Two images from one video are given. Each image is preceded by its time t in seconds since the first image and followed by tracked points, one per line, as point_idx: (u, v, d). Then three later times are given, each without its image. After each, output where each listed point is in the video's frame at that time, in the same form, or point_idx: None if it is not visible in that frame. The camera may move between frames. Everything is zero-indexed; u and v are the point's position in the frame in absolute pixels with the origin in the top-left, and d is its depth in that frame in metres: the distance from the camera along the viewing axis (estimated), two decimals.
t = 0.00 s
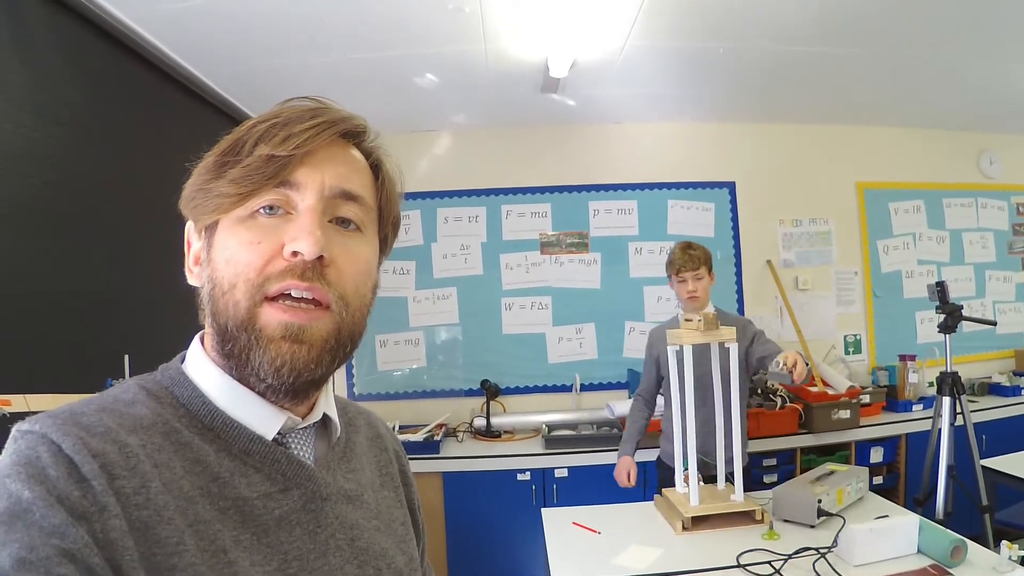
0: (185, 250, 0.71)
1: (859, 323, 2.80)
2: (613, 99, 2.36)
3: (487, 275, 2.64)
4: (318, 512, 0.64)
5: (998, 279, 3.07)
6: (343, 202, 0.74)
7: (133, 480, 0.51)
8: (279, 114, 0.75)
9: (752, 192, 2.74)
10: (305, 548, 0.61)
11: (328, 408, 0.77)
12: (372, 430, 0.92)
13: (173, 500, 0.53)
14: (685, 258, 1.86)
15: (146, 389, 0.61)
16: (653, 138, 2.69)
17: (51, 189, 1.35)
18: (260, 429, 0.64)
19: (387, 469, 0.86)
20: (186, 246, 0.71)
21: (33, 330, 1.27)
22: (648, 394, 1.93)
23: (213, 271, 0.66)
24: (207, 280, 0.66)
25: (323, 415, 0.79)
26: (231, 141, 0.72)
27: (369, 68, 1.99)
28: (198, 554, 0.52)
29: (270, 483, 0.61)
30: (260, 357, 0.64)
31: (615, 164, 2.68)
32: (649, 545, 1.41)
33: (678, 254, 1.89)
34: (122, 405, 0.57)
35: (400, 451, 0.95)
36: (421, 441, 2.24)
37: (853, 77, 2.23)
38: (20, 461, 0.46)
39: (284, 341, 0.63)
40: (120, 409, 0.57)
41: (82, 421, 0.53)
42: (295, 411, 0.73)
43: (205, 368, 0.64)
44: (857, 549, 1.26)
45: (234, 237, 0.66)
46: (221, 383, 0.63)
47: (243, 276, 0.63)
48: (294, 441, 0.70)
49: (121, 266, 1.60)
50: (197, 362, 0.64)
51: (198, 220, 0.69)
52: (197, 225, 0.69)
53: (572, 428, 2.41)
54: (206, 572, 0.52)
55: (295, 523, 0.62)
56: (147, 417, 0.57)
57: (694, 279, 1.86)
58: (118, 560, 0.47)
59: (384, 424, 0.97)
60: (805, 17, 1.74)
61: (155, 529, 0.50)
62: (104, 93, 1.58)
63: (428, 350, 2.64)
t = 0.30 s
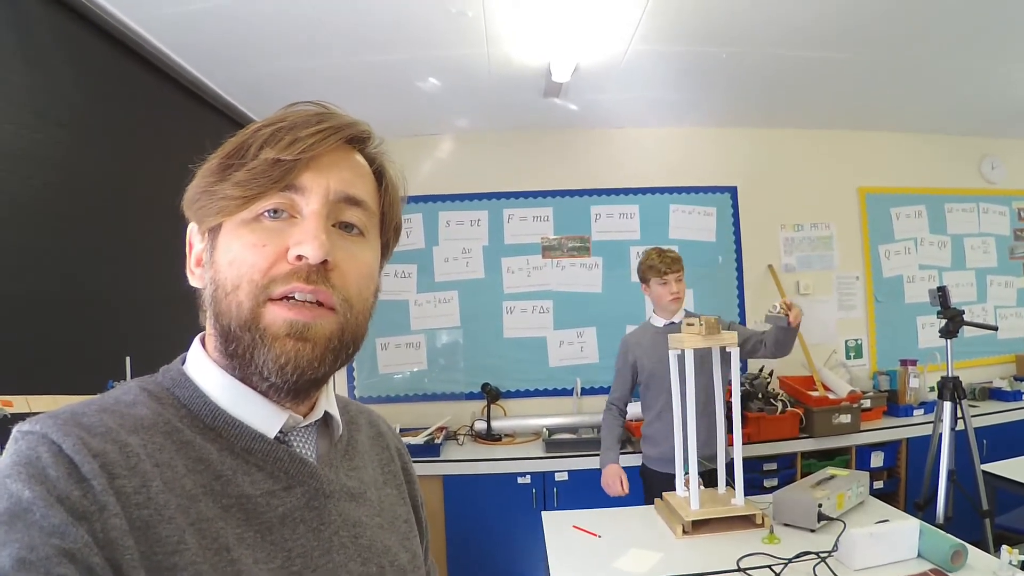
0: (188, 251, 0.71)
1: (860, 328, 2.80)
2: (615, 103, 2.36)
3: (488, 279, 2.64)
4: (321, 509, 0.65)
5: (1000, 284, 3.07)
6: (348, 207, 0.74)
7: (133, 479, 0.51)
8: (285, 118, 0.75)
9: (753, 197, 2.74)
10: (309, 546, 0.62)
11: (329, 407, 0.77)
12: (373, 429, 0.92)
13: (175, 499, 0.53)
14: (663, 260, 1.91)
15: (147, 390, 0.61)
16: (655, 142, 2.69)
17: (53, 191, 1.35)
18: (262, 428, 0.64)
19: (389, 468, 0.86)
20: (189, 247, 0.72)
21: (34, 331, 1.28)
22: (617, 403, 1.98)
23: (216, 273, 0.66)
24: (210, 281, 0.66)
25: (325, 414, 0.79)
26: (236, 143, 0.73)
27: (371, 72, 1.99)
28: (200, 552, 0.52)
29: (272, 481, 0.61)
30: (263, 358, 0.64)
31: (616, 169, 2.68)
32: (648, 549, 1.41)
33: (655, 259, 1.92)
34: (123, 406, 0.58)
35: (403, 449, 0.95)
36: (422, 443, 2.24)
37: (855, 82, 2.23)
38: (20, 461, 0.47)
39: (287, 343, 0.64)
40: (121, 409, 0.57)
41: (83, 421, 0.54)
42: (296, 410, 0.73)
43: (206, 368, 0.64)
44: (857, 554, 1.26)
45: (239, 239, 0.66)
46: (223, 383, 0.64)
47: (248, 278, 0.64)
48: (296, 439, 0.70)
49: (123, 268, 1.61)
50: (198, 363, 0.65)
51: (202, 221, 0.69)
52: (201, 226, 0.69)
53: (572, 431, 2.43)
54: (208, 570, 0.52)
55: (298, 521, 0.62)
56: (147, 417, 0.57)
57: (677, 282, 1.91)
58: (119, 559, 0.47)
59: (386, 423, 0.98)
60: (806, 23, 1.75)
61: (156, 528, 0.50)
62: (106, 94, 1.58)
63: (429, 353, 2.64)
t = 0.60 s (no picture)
0: (190, 246, 0.71)
1: (862, 327, 2.79)
2: (618, 101, 2.36)
3: (489, 276, 2.64)
4: (320, 509, 0.65)
5: (1002, 285, 3.06)
6: (352, 208, 0.74)
7: (133, 479, 0.51)
8: (292, 118, 0.76)
9: (755, 196, 2.74)
10: (308, 545, 0.61)
11: (328, 406, 0.77)
12: (372, 428, 0.92)
13: (174, 499, 0.53)
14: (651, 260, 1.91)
15: (146, 389, 0.61)
16: (658, 140, 2.69)
17: (54, 186, 1.35)
18: (261, 427, 0.64)
19: (389, 467, 0.86)
20: (191, 242, 0.72)
21: (36, 326, 1.28)
22: (616, 404, 1.98)
23: (219, 270, 0.66)
24: (212, 278, 0.66)
25: (324, 413, 0.79)
26: (243, 141, 0.73)
27: (373, 69, 1.99)
28: (199, 552, 0.52)
29: (271, 481, 0.61)
30: (265, 357, 0.64)
31: (619, 167, 2.68)
32: (649, 547, 1.41)
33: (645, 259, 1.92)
34: (122, 405, 0.58)
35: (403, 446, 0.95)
36: (424, 441, 2.24)
37: (858, 81, 2.22)
38: (19, 460, 0.47)
39: (289, 342, 0.64)
40: (120, 408, 0.57)
41: (82, 420, 0.54)
42: (294, 409, 0.73)
43: (206, 367, 0.64)
44: (858, 554, 1.25)
45: (243, 237, 0.66)
46: (223, 383, 0.64)
47: (251, 276, 0.64)
48: (295, 439, 0.70)
49: (125, 263, 1.61)
50: (197, 362, 0.65)
51: (206, 218, 0.69)
52: (205, 223, 0.69)
53: (574, 429, 2.43)
54: (207, 570, 0.52)
55: (297, 520, 0.62)
56: (147, 416, 0.57)
57: (668, 280, 1.91)
58: (118, 559, 0.47)
59: (385, 421, 0.97)
60: (809, 22, 1.75)
61: (155, 528, 0.50)
62: (108, 90, 1.59)
63: (431, 350, 2.64)
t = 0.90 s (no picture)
0: (190, 246, 0.71)
1: (859, 326, 2.80)
2: (616, 101, 2.36)
3: (487, 276, 2.64)
4: (318, 510, 0.64)
5: (999, 283, 3.07)
6: (353, 210, 0.74)
7: (131, 480, 0.51)
8: (294, 118, 0.76)
9: (753, 196, 2.74)
10: (306, 547, 0.61)
11: (327, 408, 0.77)
12: (371, 429, 0.92)
13: (172, 500, 0.53)
14: (647, 257, 1.92)
15: (144, 390, 0.61)
16: (656, 141, 2.69)
17: (52, 188, 1.35)
18: (259, 428, 0.64)
19: (388, 468, 0.86)
20: (191, 243, 0.71)
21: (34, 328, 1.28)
22: (617, 405, 1.97)
23: (219, 270, 0.66)
24: (212, 278, 0.66)
25: (322, 414, 0.79)
26: (244, 141, 0.73)
27: (371, 69, 1.99)
28: (197, 553, 0.52)
29: (269, 482, 0.61)
30: (265, 359, 0.64)
31: (616, 167, 2.68)
32: (648, 547, 1.41)
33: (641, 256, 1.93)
34: (120, 406, 0.57)
35: (402, 447, 0.95)
36: (422, 442, 2.24)
37: (857, 81, 2.22)
38: (17, 461, 0.47)
39: (289, 344, 0.63)
40: (118, 409, 0.57)
41: (80, 421, 0.54)
42: (293, 410, 0.72)
43: (204, 368, 0.64)
44: (857, 553, 1.25)
45: (243, 238, 0.66)
46: (221, 383, 0.64)
47: (251, 278, 0.64)
48: (293, 439, 0.70)
49: (122, 265, 1.60)
50: (196, 363, 0.64)
51: (206, 218, 0.69)
52: (205, 223, 0.69)
53: (572, 430, 2.43)
54: (205, 571, 0.52)
55: (295, 521, 0.62)
56: (145, 417, 0.57)
57: (665, 280, 1.91)
58: (116, 560, 0.47)
59: (384, 422, 0.97)
60: (808, 21, 1.75)
61: (153, 529, 0.50)
62: (105, 91, 1.58)
63: (429, 351, 2.64)
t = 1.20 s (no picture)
0: (189, 248, 0.71)
1: (859, 323, 2.80)
2: (614, 99, 2.37)
3: (486, 275, 2.64)
4: (318, 511, 0.64)
5: (998, 279, 3.07)
6: (352, 212, 0.74)
7: (132, 480, 0.51)
8: (292, 119, 0.75)
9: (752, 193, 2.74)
10: (306, 548, 0.61)
11: (328, 409, 0.77)
12: (372, 430, 0.92)
13: (173, 500, 0.53)
14: (652, 254, 1.91)
15: (144, 390, 0.61)
16: (654, 138, 2.69)
17: (51, 189, 1.35)
18: (260, 429, 0.64)
19: (389, 469, 0.86)
20: (190, 244, 0.71)
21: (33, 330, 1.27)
22: (620, 403, 1.96)
23: (218, 273, 0.66)
24: (211, 281, 0.66)
25: (323, 416, 0.79)
26: (242, 143, 0.73)
27: (369, 68, 1.99)
28: (197, 554, 0.52)
29: (269, 483, 0.61)
30: (263, 362, 0.64)
31: (615, 165, 2.68)
32: (649, 545, 1.41)
33: (645, 252, 1.92)
34: (121, 406, 0.57)
35: (403, 447, 0.95)
36: (422, 441, 2.24)
37: (855, 78, 2.22)
38: (18, 461, 0.47)
39: (287, 348, 0.64)
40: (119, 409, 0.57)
41: (81, 421, 0.53)
42: (293, 411, 0.73)
43: (204, 369, 0.64)
44: (858, 550, 1.25)
45: (242, 240, 0.66)
46: (221, 384, 0.63)
47: (248, 281, 0.64)
48: (294, 441, 0.70)
49: (121, 266, 1.60)
50: (196, 363, 0.64)
51: (204, 220, 0.69)
52: (203, 225, 0.69)
53: (572, 428, 2.43)
54: (205, 572, 0.52)
55: (295, 522, 0.62)
56: (145, 418, 0.57)
57: (670, 278, 1.91)
58: (117, 560, 0.47)
59: (385, 423, 0.97)
60: (806, 18, 1.75)
61: (154, 529, 0.50)
62: (103, 92, 1.58)
63: (428, 350, 2.64)
